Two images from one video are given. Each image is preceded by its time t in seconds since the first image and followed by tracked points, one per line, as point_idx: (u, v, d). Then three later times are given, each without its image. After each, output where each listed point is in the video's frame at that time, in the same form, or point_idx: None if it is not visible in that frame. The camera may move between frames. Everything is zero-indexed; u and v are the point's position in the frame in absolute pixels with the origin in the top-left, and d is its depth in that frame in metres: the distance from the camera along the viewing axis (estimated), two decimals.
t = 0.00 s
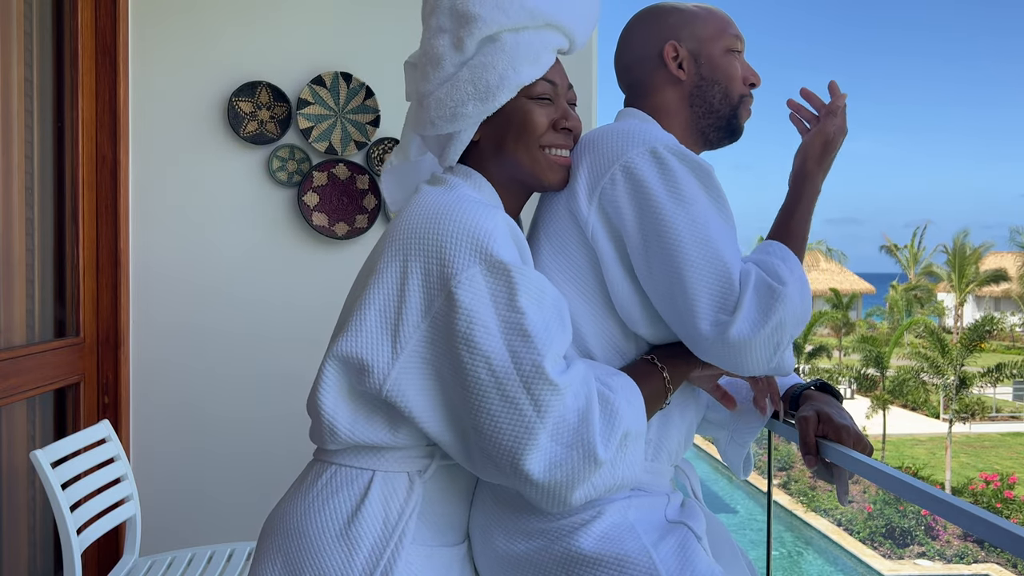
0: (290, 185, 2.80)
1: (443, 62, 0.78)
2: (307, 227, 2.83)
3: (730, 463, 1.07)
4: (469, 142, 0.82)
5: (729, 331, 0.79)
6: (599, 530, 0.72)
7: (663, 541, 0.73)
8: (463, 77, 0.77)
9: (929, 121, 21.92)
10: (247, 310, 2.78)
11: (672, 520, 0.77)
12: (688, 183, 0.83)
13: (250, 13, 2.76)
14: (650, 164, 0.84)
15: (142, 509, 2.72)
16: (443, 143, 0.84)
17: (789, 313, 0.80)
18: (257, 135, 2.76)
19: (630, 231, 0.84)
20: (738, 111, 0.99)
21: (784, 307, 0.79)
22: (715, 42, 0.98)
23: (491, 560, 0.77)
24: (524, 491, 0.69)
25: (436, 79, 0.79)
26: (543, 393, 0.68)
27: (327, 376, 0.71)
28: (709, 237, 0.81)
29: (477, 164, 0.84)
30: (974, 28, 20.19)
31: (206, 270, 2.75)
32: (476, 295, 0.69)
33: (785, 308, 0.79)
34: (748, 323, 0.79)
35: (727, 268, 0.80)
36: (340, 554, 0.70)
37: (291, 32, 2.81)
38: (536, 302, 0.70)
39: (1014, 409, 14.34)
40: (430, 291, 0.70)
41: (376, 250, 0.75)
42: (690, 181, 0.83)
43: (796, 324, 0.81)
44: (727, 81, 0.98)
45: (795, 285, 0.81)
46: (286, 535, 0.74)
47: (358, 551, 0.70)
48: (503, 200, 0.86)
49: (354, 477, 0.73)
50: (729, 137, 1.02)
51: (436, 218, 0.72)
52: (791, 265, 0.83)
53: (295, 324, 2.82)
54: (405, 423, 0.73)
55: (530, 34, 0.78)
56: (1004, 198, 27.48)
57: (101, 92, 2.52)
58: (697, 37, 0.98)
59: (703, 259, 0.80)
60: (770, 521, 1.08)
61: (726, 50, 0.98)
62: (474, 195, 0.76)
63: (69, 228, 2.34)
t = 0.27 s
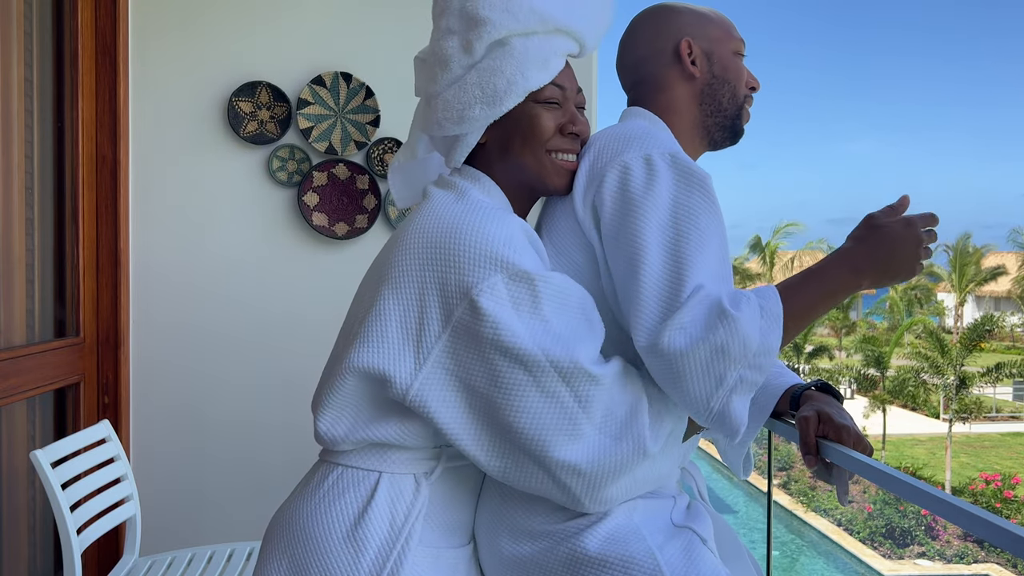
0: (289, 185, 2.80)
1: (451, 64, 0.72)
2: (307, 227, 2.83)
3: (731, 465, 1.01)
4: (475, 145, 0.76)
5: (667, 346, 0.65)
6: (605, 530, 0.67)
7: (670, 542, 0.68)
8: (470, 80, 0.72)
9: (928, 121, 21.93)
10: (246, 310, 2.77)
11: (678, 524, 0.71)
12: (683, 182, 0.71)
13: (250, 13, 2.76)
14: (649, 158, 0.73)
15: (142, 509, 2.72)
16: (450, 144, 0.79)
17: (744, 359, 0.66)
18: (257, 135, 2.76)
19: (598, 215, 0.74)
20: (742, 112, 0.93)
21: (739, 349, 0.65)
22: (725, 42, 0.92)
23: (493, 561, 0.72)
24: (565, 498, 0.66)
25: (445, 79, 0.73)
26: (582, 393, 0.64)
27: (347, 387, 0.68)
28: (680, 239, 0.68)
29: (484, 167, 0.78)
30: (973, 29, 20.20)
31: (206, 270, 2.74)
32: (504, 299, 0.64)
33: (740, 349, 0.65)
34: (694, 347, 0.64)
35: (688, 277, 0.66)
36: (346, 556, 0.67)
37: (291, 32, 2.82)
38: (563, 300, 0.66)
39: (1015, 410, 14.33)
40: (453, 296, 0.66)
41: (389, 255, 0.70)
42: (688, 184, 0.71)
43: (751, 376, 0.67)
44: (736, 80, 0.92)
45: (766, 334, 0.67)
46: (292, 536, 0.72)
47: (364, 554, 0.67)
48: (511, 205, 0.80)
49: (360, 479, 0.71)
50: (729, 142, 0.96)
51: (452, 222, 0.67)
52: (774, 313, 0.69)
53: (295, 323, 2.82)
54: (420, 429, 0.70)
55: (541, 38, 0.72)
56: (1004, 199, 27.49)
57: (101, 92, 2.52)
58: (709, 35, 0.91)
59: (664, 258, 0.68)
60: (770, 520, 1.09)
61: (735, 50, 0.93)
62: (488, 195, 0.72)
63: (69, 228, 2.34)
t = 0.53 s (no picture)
0: (290, 185, 2.80)
1: (462, 67, 0.73)
2: (307, 227, 2.83)
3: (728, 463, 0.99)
4: (485, 148, 0.76)
5: (621, 344, 0.60)
6: (609, 532, 0.66)
7: (673, 545, 0.67)
8: (480, 85, 0.72)
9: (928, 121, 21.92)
10: (246, 310, 2.77)
11: (680, 529, 0.69)
12: (693, 200, 0.65)
13: (250, 13, 2.76)
14: (666, 167, 0.68)
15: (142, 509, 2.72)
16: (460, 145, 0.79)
17: (694, 409, 0.57)
18: (257, 135, 2.76)
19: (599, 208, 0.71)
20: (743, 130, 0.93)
21: (689, 392, 0.57)
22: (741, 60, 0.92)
23: (497, 563, 0.72)
24: (582, 507, 0.64)
25: (456, 82, 0.74)
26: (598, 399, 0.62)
27: (362, 389, 0.68)
28: (663, 248, 0.62)
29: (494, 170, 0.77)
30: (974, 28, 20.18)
31: (206, 270, 2.74)
32: (523, 301, 0.64)
33: (691, 394, 0.56)
34: (647, 362, 0.58)
35: (660, 289, 0.60)
36: (350, 557, 0.67)
37: (291, 32, 2.81)
38: (582, 301, 0.65)
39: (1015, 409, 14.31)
40: (471, 299, 0.65)
41: (406, 258, 0.70)
42: (696, 203, 0.65)
43: (697, 433, 0.58)
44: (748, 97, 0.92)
45: (730, 398, 0.58)
46: (296, 534, 0.71)
47: (369, 554, 0.67)
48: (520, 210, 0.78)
49: (366, 479, 0.71)
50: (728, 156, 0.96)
51: (469, 222, 0.67)
52: (751, 390, 0.58)
53: (295, 323, 2.82)
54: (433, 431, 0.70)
55: (549, 44, 0.71)
56: (1004, 198, 27.46)
57: (101, 92, 2.52)
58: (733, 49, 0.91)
59: (639, 260, 0.63)
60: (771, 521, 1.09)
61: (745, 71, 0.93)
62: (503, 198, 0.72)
63: (69, 228, 2.34)
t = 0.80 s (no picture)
0: (290, 185, 2.80)
1: (467, 70, 0.73)
2: (307, 227, 2.83)
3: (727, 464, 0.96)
4: (493, 151, 0.76)
5: (618, 343, 0.59)
6: (609, 536, 0.66)
7: (674, 551, 0.66)
8: (485, 86, 0.72)
9: (928, 121, 21.92)
10: (246, 311, 2.77)
11: (682, 534, 0.69)
12: (700, 203, 0.65)
13: (250, 14, 2.76)
14: (675, 167, 0.68)
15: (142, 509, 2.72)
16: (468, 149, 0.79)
17: (686, 410, 0.56)
18: (257, 135, 2.76)
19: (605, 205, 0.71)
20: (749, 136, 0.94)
21: (681, 391, 0.56)
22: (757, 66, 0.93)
23: (498, 566, 0.72)
24: (580, 516, 0.64)
25: (463, 84, 0.74)
26: (601, 408, 0.62)
27: (366, 389, 0.68)
28: (663, 246, 0.62)
29: (499, 171, 0.78)
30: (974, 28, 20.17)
31: (206, 271, 2.74)
32: (530, 308, 0.63)
33: (684, 394, 0.56)
34: (642, 358, 0.58)
35: (658, 286, 0.60)
36: (351, 559, 0.67)
37: (291, 32, 2.81)
38: (587, 310, 0.65)
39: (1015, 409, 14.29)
40: (478, 304, 0.65)
41: (414, 260, 0.70)
42: (702, 204, 0.65)
43: (688, 436, 0.57)
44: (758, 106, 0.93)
45: (725, 401, 0.57)
46: (296, 536, 0.71)
47: (369, 556, 0.67)
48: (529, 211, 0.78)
49: (367, 481, 0.71)
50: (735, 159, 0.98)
51: (478, 227, 0.67)
52: (748, 393, 0.57)
53: (295, 324, 2.82)
54: (437, 434, 0.70)
55: (554, 44, 0.71)
56: (1004, 198, 27.45)
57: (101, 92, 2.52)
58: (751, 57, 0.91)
59: (638, 257, 0.63)
60: (769, 520, 1.10)
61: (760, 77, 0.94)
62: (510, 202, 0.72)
63: (69, 228, 2.34)
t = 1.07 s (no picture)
0: (290, 185, 2.80)
1: (466, 70, 0.74)
2: (307, 227, 2.83)
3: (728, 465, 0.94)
4: (493, 151, 0.77)
5: (635, 352, 0.59)
6: (609, 540, 0.66)
7: (675, 554, 0.66)
8: (484, 87, 0.73)
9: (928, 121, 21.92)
10: (246, 311, 2.78)
11: (683, 537, 0.69)
12: (706, 204, 0.65)
13: (250, 13, 2.76)
14: (679, 163, 0.68)
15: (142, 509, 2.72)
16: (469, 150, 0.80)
17: (703, 417, 0.56)
18: (257, 135, 2.76)
19: (608, 203, 0.70)
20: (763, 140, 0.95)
21: (699, 398, 0.56)
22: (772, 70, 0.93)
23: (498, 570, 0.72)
24: (578, 518, 0.64)
25: (462, 85, 0.75)
26: (598, 410, 0.62)
27: (364, 390, 0.68)
28: (675, 248, 0.62)
29: (501, 171, 0.78)
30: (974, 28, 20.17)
31: (206, 271, 2.74)
32: (527, 309, 0.63)
33: (702, 403, 0.56)
34: (658, 364, 0.58)
35: (673, 290, 0.60)
36: (349, 561, 0.67)
37: (291, 32, 2.81)
38: (585, 311, 0.65)
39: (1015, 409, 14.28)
40: (474, 305, 0.65)
41: (411, 261, 0.70)
42: (709, 203, 0.65)
43: (703, 443, 0.57)
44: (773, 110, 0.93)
45: (742, 409, 0.56)
46: (295, 537, 0.72)
47: (368, 558, 0.67)
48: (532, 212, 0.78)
49: (366, 483, 0.71)
50: (750, 161, 0.98)
51: (475, 227, 0.67)
52: (766, 402, 0.57)
53: (295, 324, 2.82)
54: (436, 435, 0.70)
55: (551, 45, 0.71)
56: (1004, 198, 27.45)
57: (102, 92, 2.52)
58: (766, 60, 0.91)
59: (650, 259, 0.62)
60: (769, 520, 1.10)
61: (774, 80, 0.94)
62: (509, 203, 0.72)
63: (69, 228, 2.34)
